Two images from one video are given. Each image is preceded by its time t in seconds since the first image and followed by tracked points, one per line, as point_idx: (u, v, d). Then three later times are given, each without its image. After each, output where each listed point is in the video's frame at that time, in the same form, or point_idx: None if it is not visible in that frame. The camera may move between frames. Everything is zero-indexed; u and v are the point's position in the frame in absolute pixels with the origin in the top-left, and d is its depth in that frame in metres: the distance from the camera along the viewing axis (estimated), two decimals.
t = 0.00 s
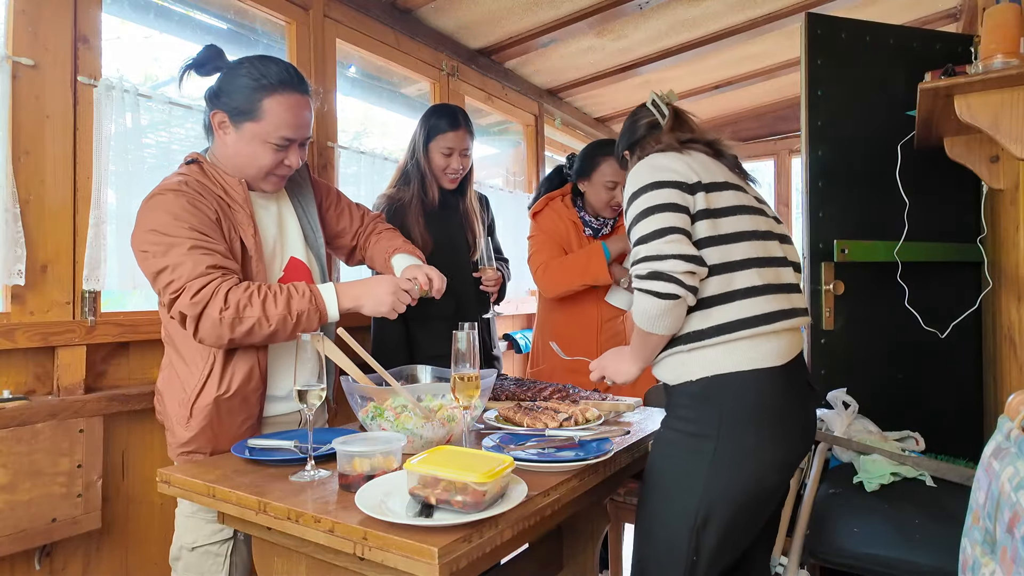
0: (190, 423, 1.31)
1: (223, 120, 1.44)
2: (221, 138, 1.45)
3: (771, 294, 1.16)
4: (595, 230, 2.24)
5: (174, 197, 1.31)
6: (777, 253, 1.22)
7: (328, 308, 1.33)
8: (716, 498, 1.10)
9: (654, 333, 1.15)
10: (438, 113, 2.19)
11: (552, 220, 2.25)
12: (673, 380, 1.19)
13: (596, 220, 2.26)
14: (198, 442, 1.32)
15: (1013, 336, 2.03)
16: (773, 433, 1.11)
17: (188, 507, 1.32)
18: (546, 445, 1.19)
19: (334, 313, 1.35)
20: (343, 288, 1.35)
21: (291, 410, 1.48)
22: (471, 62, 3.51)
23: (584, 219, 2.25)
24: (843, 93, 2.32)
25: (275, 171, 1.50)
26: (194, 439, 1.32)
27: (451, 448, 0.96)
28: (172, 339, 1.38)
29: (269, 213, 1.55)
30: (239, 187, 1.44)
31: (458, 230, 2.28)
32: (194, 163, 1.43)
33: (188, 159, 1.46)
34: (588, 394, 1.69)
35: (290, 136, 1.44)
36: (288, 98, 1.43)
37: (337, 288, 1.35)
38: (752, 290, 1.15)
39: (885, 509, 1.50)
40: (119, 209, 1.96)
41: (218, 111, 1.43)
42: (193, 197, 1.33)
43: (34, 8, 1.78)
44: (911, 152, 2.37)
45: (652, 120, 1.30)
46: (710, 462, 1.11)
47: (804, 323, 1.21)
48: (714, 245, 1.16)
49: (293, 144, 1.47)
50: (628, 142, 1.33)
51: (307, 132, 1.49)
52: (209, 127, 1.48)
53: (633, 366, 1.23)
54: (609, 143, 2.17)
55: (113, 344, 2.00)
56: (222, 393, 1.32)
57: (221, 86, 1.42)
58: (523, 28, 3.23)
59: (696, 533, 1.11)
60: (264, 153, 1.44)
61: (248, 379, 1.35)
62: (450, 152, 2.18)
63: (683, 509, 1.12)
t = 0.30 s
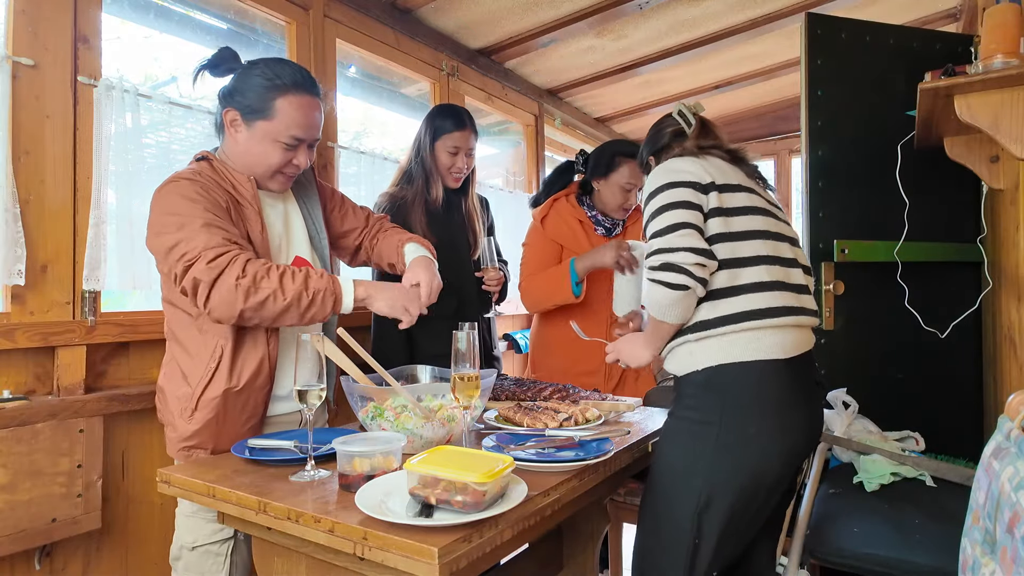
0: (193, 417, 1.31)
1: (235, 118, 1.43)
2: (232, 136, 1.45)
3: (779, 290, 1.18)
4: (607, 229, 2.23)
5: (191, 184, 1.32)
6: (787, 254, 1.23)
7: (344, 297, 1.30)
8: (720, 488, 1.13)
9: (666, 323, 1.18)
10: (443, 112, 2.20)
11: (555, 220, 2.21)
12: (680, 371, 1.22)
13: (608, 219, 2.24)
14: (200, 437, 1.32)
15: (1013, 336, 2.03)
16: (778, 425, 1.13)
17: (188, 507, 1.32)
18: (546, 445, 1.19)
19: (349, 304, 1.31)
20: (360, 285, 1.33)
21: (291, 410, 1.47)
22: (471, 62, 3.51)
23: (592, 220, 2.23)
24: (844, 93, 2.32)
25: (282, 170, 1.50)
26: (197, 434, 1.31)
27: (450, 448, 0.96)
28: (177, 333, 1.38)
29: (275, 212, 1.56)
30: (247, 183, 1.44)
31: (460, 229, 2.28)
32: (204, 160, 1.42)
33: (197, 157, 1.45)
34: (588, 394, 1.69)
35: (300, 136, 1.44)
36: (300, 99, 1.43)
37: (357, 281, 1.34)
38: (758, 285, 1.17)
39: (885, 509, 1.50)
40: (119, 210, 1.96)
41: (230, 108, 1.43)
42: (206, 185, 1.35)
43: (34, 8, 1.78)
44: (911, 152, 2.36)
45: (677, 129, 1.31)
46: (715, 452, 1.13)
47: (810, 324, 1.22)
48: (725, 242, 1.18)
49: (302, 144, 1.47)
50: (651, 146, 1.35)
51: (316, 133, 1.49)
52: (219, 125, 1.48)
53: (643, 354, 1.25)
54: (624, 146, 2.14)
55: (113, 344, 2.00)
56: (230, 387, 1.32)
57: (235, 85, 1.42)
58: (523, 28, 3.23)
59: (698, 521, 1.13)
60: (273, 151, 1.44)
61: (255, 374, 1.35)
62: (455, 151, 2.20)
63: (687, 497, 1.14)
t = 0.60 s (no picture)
0: (198, 413, 1.31)
1: (244, 116, 1.43)
2: (240, 133, 1.45)
3: (789, 294, 1.18)
4: (610, 229, 2.24)
5: (204, 184, 1.32)
6: (801, 257, 1.23)
7: (360, 330, 1.27)
8: (723, 482, 1.13)
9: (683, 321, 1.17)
10: (447, 112, 2.21)
11: (558, 222, 2.20)
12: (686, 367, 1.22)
13: (610, 218, 2.26)
14: (204, 434, 1.32)
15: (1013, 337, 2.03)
16: (783, 422, 1.13)
17: (188, 506, 1.32)
18: (546, 445, 1.19)
19: (365, 339, 1.27)
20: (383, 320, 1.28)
21: (292, 410, 1.47)
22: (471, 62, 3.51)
23: (594, 218, 2.23)
24: (844, 93, 2.32)
25: (286, 172, 1.50)
26: (201, 431, 1.31)
27: (450, 448, 0.96)
28: (184, 329, 1.38)
29: (280, 210, 1.56)
30: (255, 183, 1.44)
31: (461, 228, 2.28)
32: (211, 159, 1.42)
33: (204, 154, 1.45)
34: (588, 394, 1.69)
35: (307, 142, 1.45)
36: (312, 105, 1.44)
37: (378, 318, 1.29)
38: (771, 289, 1.17)
39: (884, 509, 1.50)
40: (118, 209, 1.96)
41: (241, 107, 1.43)
42: (218, 185, 1.35)
43: (34, 8, 1.78)
44: (911, 152, 2.36)
45: (698, 116, 1.31)
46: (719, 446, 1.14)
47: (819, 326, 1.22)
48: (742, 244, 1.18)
49: (309, 150, 1.48)
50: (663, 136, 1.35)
51: (324, 140, 1.50)
52: (229, 122, 1.48)
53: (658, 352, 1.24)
54: (626, 146, 2.14)
55: (113, 344, 2.00)
56: (237, 384, 1.31)
57: (249, 84, 1.43)
58: (523, 28, 3.23)
59: (701, 515, 1.14)
60: (279, 154, 1.44)
61: (263, 372, 1.34)
62: (459, 151, 2.20)
63: (691, 491, 1.15)
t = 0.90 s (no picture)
0: (199, 416, 1.31)
1: (254, 116, 1.43)
2: (247, 133, 1.45)
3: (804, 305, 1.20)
4: (614, 232, 2.24)
5: (209, 188, 1.32)
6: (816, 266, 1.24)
7: (373, 336, 1.27)
8: (736, 491, 1.12)
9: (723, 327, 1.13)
10: (444, 113, 2.21)
11: (563, 225, 2.19)
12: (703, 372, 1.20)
13: (614, 221, 2.25)
14: (204, 437, 1.32)
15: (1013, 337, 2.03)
16: (792, 424, 1.14)
17: (188, 506, 1.32)
18: (546, 445, 1.19)
19: (377, 344, 1.28)
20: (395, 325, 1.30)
21: (292, 410, 1.47)
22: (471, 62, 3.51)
23: (598, 219, 2.22)
24: (845, 93, 2.33)
25: (290, 175, 1.50)
26: (201, 434, 1.31)
27: (450, 448, 0.96)
28: (185, 331, 1.39)
29: (281, 210, 1.56)
30: (259, 186, 1.44)
31: (460, 230, 2.28)
32: (214, 160, 1.42)
33: (207, 153, 1.45)
34: (588, 394, 1.69)
35: (315, 147, 1.45)
36: (322, 110, 1.44)
37: (390, 323, 1.31)
38: (794, 299, 1.19)
39: (885, 509, 1.50)
40: (119, 209, 1.97)
41: (251, 107, 1.42)
42: (223, 189, 1.34)
43: (34, 8, 1.78)
44: (911, 152, 2.36)
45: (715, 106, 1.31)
46: (732, 454, 1.13)
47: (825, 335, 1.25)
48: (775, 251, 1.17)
49: (316, 155, 1.48)
50: (679, 118, 1.30)
51: (332, 145, 1.50)
52: (236, 121, 1.47)
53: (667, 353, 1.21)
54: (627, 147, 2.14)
55: (113, 344, 2.00)
56: (237, 388, 1.31)
57: (261, 84, 1.42)
58: (523, 28, 3.23)
59: (711, 518, 1.13)
60: (286, 157, 1.44)
61: (264, 376, 1.34)
62: (457, 152, 2.20)
63: (700, 494, 1.14)
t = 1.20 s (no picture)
0: (199, 416, 1.31)
1: (259, 117, 1.43)
2: (252, 134, 1.45)
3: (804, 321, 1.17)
4: (615, 231, 2.24)
5: (212, 191, 1.32)
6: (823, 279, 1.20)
7: (387, 334, 1.30)
8: (735, 493, 1.12)
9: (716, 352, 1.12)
10: (438, 113, 2.22)
11: (564, 225, 2.19)
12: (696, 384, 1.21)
13: (615, 220, 2.26)
14: (203, 438, 1.32)
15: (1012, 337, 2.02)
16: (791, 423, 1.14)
17: (188, 506, 1.32)
18: (546, 445, 1.19)
19: (393, 340, 1.31)
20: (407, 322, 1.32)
21: (292, 411, 1.47)
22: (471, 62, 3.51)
23: (600, 220, 2.22)
24: (845, 92, 2.36)
25: (293, 178, 1.50)
26: (201, 434, 1.32)
27: (451, 448, 0.96)
28: (186, 330, 1.39)
29: (284, 212, 1.56)
30: (262, 187, 1.44)
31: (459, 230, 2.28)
32: (217, 161, 1.42)
33: (209, 154, 1.44)
34: (588, 394, 1.69)
35: (320, 150, 1.46)
36: (327, 114, 1.44)
37: (403, 320, 1.33)
38: (794, 317, 1.15)
39: (884, 509, 1.50)
40: (119, 209, 1.97)
41: (256, 108, 1.42)
42: (227, 191, 1.34)
43: (34, 8, 1.78)
44: (911, 152, 2.36)
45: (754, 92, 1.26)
46: (732, 455, 1.13)
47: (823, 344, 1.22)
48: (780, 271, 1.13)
49: (320, 158, 1.49)
50: (722, 91, 1.23)
51: (336, 149, 1.50)
52: (239, 121, 1.47)
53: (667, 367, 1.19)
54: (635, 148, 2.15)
55: (113, 344, 2.00)
56: (237, 390, 1.31)
57: (266, 85, 1.43)
58: (523, 28, 3.23)
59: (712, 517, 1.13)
60: (290, 160, 1.45)
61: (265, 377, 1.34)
62: (453, 151, 2.20)
63: (701, 493, 1.14)
